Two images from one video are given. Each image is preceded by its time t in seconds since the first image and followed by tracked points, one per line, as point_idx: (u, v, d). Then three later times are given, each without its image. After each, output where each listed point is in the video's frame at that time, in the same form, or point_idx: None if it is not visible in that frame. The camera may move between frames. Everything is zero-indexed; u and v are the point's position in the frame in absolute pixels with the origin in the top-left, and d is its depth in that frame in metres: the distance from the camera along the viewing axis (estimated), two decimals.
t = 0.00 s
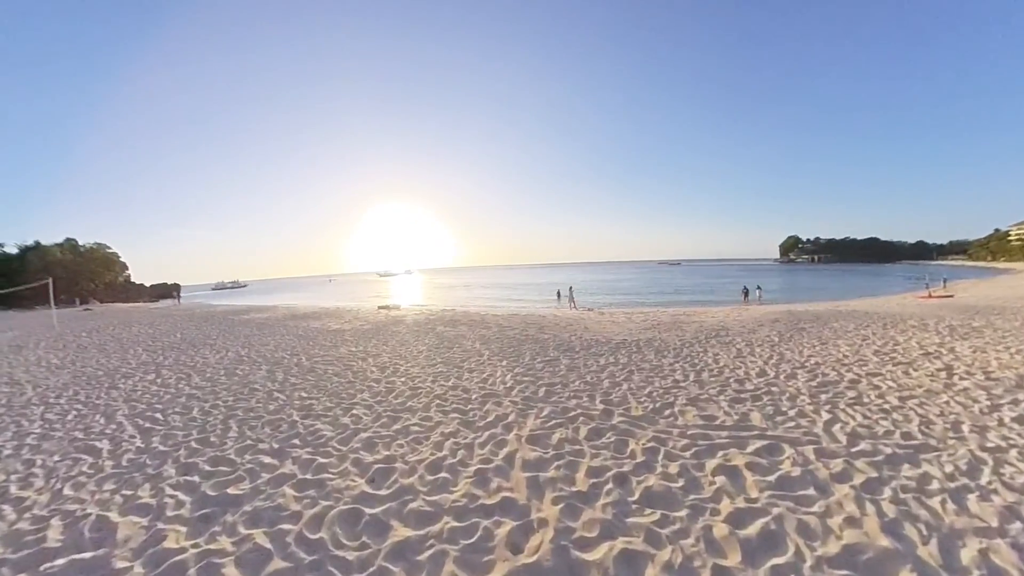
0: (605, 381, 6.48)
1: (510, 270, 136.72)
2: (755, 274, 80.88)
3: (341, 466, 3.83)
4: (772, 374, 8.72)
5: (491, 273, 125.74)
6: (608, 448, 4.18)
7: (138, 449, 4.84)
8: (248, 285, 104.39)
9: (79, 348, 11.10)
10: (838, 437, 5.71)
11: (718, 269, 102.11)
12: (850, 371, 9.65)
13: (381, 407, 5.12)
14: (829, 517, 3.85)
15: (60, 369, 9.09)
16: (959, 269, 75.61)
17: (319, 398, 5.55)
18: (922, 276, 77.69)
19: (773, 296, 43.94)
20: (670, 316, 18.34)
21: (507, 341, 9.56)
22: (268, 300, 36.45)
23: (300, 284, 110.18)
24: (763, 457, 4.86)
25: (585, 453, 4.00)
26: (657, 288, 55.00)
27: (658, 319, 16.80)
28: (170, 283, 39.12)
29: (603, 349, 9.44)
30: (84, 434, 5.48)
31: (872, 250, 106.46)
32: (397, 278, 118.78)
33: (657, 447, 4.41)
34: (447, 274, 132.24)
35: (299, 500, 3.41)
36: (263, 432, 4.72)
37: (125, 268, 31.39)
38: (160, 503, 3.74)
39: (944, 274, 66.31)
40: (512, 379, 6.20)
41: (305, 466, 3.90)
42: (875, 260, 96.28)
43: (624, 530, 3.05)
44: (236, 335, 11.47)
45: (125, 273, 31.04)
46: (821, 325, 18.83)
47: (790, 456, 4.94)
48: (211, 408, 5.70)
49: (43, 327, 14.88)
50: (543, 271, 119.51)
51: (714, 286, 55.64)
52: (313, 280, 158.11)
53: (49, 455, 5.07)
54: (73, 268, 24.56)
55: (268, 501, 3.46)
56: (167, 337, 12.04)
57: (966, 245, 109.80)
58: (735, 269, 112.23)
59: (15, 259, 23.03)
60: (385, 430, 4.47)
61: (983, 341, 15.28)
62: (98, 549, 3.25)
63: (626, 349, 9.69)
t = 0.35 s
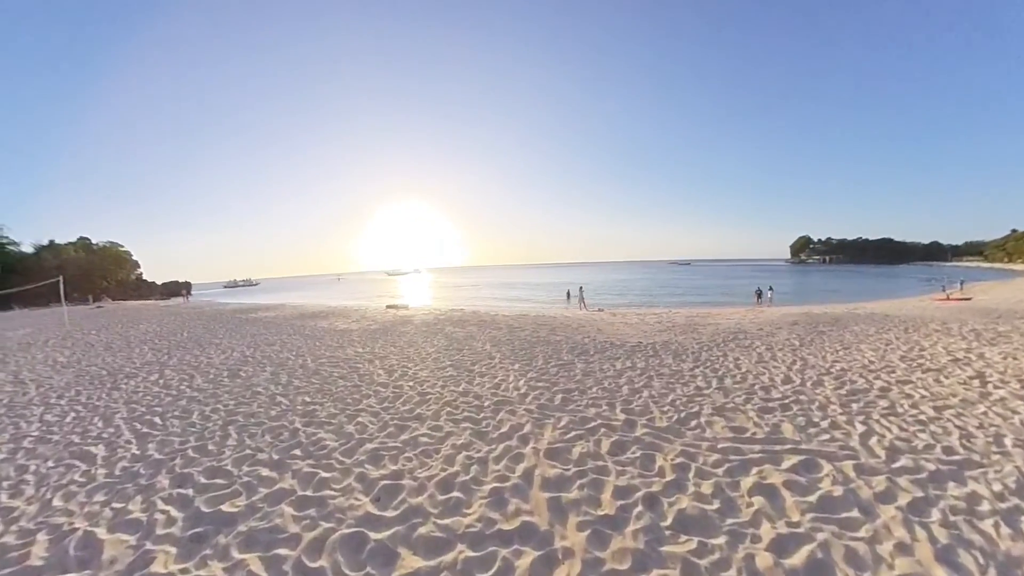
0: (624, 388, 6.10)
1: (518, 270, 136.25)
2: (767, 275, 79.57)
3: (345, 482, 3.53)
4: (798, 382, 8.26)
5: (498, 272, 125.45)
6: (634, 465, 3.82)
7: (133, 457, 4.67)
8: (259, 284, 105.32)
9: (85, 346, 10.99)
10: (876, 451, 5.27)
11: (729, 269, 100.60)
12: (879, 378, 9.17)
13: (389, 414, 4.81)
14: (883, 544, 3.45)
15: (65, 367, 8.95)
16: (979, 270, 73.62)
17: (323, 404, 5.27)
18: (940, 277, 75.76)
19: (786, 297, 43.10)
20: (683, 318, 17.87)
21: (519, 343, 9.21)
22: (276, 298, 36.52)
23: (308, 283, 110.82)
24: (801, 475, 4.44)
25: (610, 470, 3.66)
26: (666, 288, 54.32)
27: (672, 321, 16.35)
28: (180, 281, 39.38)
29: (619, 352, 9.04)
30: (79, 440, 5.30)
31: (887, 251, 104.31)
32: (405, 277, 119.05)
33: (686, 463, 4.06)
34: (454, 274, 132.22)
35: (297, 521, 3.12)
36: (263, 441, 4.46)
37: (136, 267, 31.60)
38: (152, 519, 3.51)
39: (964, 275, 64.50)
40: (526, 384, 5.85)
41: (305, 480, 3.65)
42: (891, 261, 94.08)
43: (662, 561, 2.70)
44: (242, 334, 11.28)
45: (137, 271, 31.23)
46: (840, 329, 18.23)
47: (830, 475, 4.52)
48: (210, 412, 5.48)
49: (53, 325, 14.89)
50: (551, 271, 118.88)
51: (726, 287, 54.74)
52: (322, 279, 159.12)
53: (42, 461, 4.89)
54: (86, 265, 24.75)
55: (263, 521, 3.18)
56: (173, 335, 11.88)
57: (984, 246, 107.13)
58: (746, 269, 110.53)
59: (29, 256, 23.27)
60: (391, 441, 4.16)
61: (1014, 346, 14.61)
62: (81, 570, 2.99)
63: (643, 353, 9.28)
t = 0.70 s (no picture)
0: (645, 396, 5.71)
1: (526, 271, 135.91)
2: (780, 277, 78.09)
3: (345, 504, 3.23)
4: (828, 391, 7.77)
5: (507, 273, 125.28)
6: (663, 485, 3.44)
7: (124, 465, 4.46)
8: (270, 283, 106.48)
9: (92, 343, 10.88)
10: (922, 469, 4.72)
11: (741, 271, 99.02)
12: (914, 387, 8.62)
13: (394, 422, 4.49)
14: None
15: (69, 364, 8.82)
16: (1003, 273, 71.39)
17: (325, 409, 4.98)
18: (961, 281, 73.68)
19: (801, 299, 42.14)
20: (699, 320, 17.33)
21: (531, 345, 8.85)
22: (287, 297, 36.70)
23: (319, 282, 111.84)
24: (844, 496, 3.97)
25: (637, 492, 3.28)
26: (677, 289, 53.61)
27: (687, 323, 15.86)
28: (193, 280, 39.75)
29: (636, 356, 8.63)
30: (72, 443, 5.11)
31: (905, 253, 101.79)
32: (414, 277, 119.44)
33: (720, 482, 3.66)
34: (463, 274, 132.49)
35: (291, 546, 2.82)
36: (260, 452, 4.18)
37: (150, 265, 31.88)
38: (135, 537, 3.27)
39: (986, 278, 62.55)
40: (540, 390, 5.49)
41: (302, 499, 3.38)
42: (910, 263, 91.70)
43: None
44: (249, 333, 11.09)
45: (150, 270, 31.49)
46: (863, 333, 17.54)
47: (876, 497, 4.01)
48: (208, 416, 5.24)
49: (64, 321, 14.92)
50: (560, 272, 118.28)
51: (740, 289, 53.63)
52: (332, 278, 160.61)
53: (32, 465, 4.69)
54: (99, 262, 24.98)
55: (253, 544, 2.89)
56: (180, 333, 11.76)
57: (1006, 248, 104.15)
58: (759, 271, 108.68)
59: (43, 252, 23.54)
60: (396, 453, 3.84)
61: None
62: None
63: (661, 357, 8.87)
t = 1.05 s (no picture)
0: (660, 404, 5.35)
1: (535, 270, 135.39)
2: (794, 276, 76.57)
3: (334, 523, 2.95)
4: (855, 397, 7.32)
5: (515, 272, 124.94)
6: (684, 508, 3.11)
7: (111, 473, 4.25)
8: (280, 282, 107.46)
9: (97, 343, 10.82)
10: (965, 487, 4.24)
11: (754, 270, 97.33)
12: (946, 392, 8.11)
13: (392, 431, 4.21)
14: None
15: (72, 364, 8.73)
16: None
17: (321, 415, 4.72)
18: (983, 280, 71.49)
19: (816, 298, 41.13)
20: (712, 321, 16.84)
21: (539, 347, 8.52)
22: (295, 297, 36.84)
23: (328, 281, 112.56)
24: (884, 519, 3.57)
25: (656, 516, 2.96)
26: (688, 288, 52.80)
27: (700, 324, 15.39)
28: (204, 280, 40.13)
29: (649, 360, 8.25)
30: (63, 448, 4.94)
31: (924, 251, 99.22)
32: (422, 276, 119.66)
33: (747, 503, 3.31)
34: (471, 273, 132.38)
35: (273, 572, 2.55)
36: (250, 462, 3.93)
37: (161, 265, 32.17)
38: (112, 554, 3.03)
39: (1010, 277, 60.51)
40: (549, 396, 5.17)
41: (290, 516, 3.11)
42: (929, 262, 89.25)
43: None
44: (253, 333, 10.94)
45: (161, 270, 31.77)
46: (885, 334, 16.85)
47: (920, 520, 3.59)
48: (201, 421, 5.02)
49: (74, 321, 14.97)
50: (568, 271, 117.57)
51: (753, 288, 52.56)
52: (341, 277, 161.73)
53: (20, 470, 4.52)
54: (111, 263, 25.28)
55: (234, 568, 2.64)
56: (185, 333, 11.65)
57: None
58: (772, 270, 106.77)
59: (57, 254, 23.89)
60: (392, 466, 3.56)
61: None
62: None
63: (675, 361, 8.48)
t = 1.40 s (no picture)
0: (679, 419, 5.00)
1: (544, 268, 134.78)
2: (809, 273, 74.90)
3: (322, 553, 2.67)
4: (886, 409, 6.86)
5: (524, 270, 124.49)
6: (711, 548, 2.79)
7: (97, 487, 4.03)
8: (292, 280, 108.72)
9: (103, 344, 10.76)
10: (1020, 519, 3.77)
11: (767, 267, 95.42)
12: (986, 403, 7.56)
13: (391, 445, 3.92)
14: None
15: (75, 366, 8.62)
16: None
17: (317, 426, 4.44)
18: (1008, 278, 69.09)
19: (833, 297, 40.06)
20: (727, 321, 16.31)
21: (548, 350, 8.17)
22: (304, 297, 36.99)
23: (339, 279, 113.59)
24: (935, 560, 3.18)
25: (679, 559, 2.65)
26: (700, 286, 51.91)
27: (715, 325, 14.87)
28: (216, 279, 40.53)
29: (664, 365, 7.84)
30: (53, 457, 4.75)
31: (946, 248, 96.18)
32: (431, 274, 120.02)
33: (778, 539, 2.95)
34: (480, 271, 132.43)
35: None
36: (240, 479, 3.67)
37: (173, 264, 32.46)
38: None
39: None
40: (560, 407, 4.82)
41: (275, 543, 2.84)
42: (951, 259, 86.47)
43: None
44: (257, 334, 10.77)
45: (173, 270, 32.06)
46: (910, 337, 16.15)
47: (975, 560, 3.18)
48: (194, 430, 4.79)
49: (84, 321, 15.03)
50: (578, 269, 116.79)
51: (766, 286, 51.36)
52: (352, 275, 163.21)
53: (8, 481, 4.33)
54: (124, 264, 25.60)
55: None
56: (190, 333, 11.54)
57: None
58: (785, 268, 104.66)
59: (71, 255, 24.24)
60: (388, 487, 3.27)
61: None
62: None
63: (691, 368, 8.06)
